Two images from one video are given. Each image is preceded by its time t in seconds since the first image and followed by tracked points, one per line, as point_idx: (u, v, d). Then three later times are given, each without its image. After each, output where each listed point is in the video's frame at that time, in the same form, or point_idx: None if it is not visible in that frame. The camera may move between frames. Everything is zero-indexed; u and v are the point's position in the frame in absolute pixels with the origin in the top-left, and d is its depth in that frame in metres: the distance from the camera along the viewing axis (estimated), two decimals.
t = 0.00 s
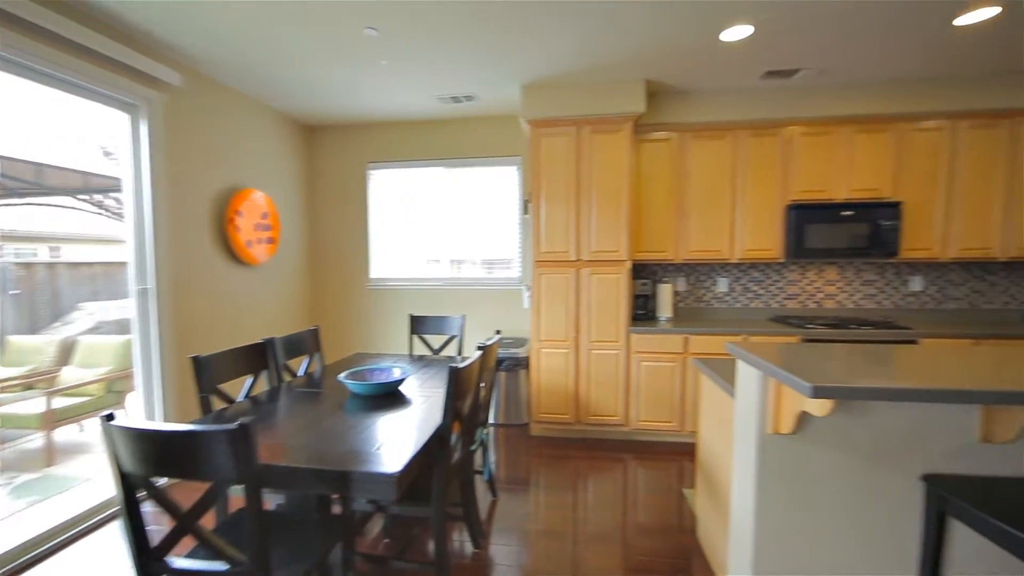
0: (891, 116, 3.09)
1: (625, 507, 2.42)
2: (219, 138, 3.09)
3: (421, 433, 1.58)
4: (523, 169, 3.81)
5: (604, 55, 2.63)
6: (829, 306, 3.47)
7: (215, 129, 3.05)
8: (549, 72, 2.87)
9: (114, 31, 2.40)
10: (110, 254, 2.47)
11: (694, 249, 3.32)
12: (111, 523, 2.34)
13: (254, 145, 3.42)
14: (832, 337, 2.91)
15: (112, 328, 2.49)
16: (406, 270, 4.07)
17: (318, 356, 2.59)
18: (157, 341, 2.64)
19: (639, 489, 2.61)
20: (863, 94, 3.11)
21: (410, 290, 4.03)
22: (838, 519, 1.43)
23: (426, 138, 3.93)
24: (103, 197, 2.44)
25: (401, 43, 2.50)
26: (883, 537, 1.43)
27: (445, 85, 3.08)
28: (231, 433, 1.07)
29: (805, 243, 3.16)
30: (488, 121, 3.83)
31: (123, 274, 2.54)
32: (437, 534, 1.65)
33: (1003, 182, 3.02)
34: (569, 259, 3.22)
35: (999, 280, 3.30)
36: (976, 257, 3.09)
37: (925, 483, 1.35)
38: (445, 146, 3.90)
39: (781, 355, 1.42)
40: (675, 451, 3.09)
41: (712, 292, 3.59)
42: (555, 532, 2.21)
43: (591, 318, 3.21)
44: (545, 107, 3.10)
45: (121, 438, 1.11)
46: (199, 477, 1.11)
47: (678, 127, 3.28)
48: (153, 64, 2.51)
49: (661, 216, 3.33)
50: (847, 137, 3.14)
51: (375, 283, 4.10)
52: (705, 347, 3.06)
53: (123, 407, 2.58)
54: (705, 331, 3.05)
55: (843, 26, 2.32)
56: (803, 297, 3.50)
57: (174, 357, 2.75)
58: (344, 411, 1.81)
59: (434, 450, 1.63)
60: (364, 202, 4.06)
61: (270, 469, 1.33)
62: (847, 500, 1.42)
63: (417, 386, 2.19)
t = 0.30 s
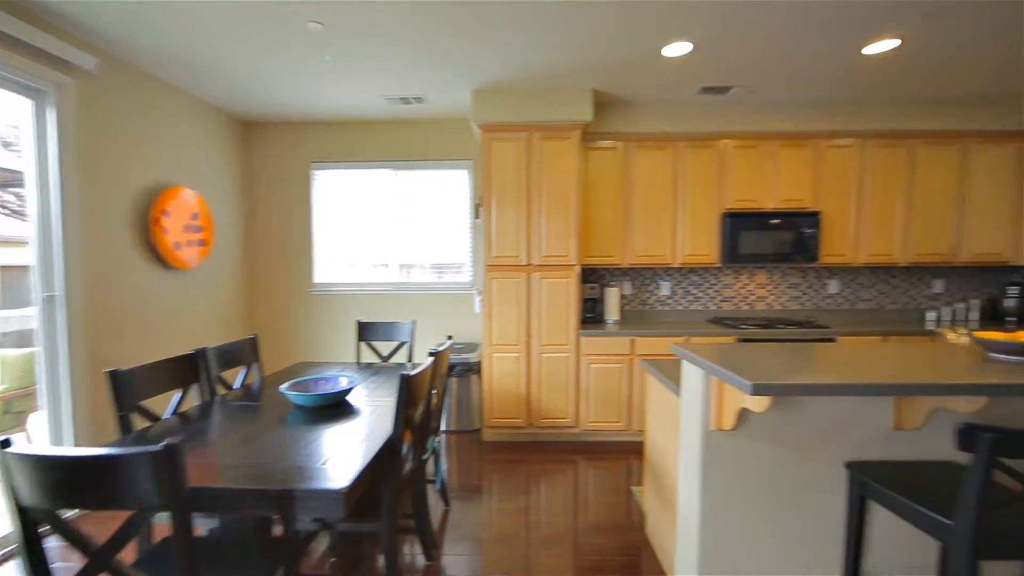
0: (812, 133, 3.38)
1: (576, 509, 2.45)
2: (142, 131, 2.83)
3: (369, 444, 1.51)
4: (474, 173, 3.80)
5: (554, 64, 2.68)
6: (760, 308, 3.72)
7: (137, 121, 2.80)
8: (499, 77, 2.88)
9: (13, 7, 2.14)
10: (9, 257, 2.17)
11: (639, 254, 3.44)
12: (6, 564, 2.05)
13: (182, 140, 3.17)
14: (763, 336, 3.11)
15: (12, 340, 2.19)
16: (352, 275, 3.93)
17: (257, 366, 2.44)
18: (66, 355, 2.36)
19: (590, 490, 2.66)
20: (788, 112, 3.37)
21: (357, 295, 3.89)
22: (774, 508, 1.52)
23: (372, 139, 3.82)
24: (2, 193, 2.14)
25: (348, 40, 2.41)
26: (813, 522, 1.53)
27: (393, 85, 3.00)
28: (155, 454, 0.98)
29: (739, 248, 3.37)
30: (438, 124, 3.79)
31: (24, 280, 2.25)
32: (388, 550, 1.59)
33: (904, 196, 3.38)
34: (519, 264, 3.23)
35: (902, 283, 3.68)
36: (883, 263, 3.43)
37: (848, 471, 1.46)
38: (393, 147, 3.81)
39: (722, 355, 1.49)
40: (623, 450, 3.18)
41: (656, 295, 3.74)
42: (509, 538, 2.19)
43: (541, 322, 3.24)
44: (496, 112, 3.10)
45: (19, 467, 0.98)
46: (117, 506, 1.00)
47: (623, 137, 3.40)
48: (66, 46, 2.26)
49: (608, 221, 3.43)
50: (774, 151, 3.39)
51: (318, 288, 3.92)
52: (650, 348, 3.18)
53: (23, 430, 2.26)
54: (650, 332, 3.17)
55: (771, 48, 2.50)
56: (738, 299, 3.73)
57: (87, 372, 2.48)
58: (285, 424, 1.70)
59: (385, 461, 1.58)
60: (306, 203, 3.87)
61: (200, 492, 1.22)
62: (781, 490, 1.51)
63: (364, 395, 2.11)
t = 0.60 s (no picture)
0: (742, 146, 3.62)
1: (529, 513, 2.46)
2: (50, 123, 2.54)
3: (314, 459, 1.44)
4: (423, 177, 3.75)
5: (503, 71, 2.70)
6: (699, 310, 3.93)
7: (44, 112, 2.51)
8: (449, 82, 2.86)
9: None
10: None
11: (586, 259, 3.54)
12: None
13: (99, 135, 2.88)
14: (702, 337, 3.29)
15: None
16: (294, 281, 3.74)
17: (187, 381, 2.26)
18: None
19: (542, 493, 2.68)
20: (721, 126, 3.60)
21: (299, 303, 3.70)
22: (716, 500, 1.60)
23: (315, 139, 3.66)
24: None
25: (289, 36, 2.30)
26: (751, 511, 1.63)
27: (338, 84, 2.90)
28: (67, 483, 0.88)
29: (679, 253, 3.55)
30: (385, 127, 3.70)
31: None
32: (336, 569, 1.51)
33: (822, 206, 3.70)
34: (470, 269, 3.21)
35: (821, 285, 4.02)
36: (805, 267, 3.73)
37: (780, 460, 1.57)
38: (338, 149, 3.68)
39: (667, 356, 1.56)
40: (574, 451, 3.24)
41: (603, 299, 3.85)
42: (462, 547, 2.16)
43: (492, 327, 3.24)
44: (445, 117, 3.07)
45: None
46: (18, 544, 0.89)
47: (570, 146, 3.49)
48: None
49: (557, 227, 3.50)
50: (709, 163, 3.60)
51: (256, 295, 3.69)
52: (598, 351, 3.27)
53: None
54: (598, 335, 3.26)
55: (707, 66, 2.67)
56: (679, 302, 3.92)
57: None
58: (221, 442, 1.58)
59: (332, 476, 1.50)
60: (242, 206, 3.65)
61: (126, 520, 1.11)
62: (722, 483, 1.60)
63: (308, 407, 2.01)
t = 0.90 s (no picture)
0: (684, 156, 3.81)
1: (484, 518, 2.45)
2: None
3: (254, 476, 1.36)
4: (372, 180, 3.66)
5: (454, 75, 2.70)
6: (646, 312, 4.09)
7: None
8: (398, 83, 2.81)
9: None
10: None
11: (538, 263, 3.58)
12: None
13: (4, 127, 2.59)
14: (650, 337, 3.42)
15: None
16: (232, 287, 3.53)
17: (108, 397, 2.07)
18: None
19: (497, 496, 2.68)
20: (665, 136, 3.77)
21: (239, 310, 3.50)
22: (663, 493, 1.67)
23: (256, 138, 3.49)
24: None
25: (226, 29, 2.18)
26: (695, 502, 1.71)
27: (280, 82, 2.78)
28: None
29: (627, 257, 3.68)
30: (332, 127, 3.59)
31: None
32: None
33: (755, 213, 3.96)
34: (421, 273, 3.17)
35: (755, 287, 4.30)
36: (741, 270, 3.97)
37: (720, 452, 1.66)
38: (280, 149, 3.52)
39: (614, 356, 1.61)
40: (528, 454, 3.26)
41: (555, 302, 3.91)
42: (415, 557, 2.11)
43: (445, 332, 3.21)
44: (395, 118, 3.02)
45: None
46: None
47: (521, 151, 3.53)
48: None
49: (509, 232, 3.52)
50: (653, 171, 3.77)
51: (190, 303, 3.45)
52: (551, 353, 3.32)
53: None
54: (551, 338, 3.31)
55: (651, 78, 2.79)
56: (627, 304, 4.06)
57: None
58: (148, 461, 1.47)
59: (274, 491, 1.43)
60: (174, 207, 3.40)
61: (45, 552, 1.01)
62: (669, 477, 1.67)
63: (248, 420, 1.90)
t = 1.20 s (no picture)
0: (636, 163, 3.95)
1: (440, 522, 2.43)
2: None
3: (193, 489, 1.30)
4: (325, 180, 3.56)
5: (409, 75, 2.67)
6: (601, 314, 4.19)
7: None
8: (351, 82, 2.75)
9: None
10: None
11: (495, 266, 3.60)
12: None
13: None
14: (604, 339, 3.51)
15: None
16: (171, 291, 3.31)
17: (25, 411, 1.89)
18: None
19: (454, 500, 2.67)
20: (618, 143, 3.89)
21: (179, 315, 3.30)
22: (614, 489, 1.72)
23: (197, 134, 3.31)
24: None
25: (164, 17, 2.06)
26: (644, 497, 1.77)
27: (224, 75, 2.66)
28: None
29: (582, 261, 3.76)
30: (281, 125, 3.46)
31: None
32: None
33: (702, 219, 4.16)
34: (376, 276, 3.10)
35: (702, 289, 4.52)
36: (689, 273, 4.16)
37: (668, 447, 1.73)
38: (225, 146, 3.36)
39: (568, 357, 1.65)
40: (485, 456, 3.26)
41: (512, 305, 3.94)
42: (370, 566, 2.07)
43: (400, 336, 3.16)
44: (347, 118, 2.95)
45: None
46: None
47: (478, 155, 3.54)
48: None
49: (466, 234, 3.52)
50: (606, 177, 3.88)
51: (123, 308, 3.22)
52: (508, 356, 3.34)
53: None
54: (508, 340, 3.33)
55: (604, 87, 2.88)
56: (583, 307, 4.15)
57: None
58: (72, 479, 1.36)
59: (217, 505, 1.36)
60: (103, 205, 3.16)
61: None
62: (620, 473, 1.72)
63: (188, 432, 1.79)
